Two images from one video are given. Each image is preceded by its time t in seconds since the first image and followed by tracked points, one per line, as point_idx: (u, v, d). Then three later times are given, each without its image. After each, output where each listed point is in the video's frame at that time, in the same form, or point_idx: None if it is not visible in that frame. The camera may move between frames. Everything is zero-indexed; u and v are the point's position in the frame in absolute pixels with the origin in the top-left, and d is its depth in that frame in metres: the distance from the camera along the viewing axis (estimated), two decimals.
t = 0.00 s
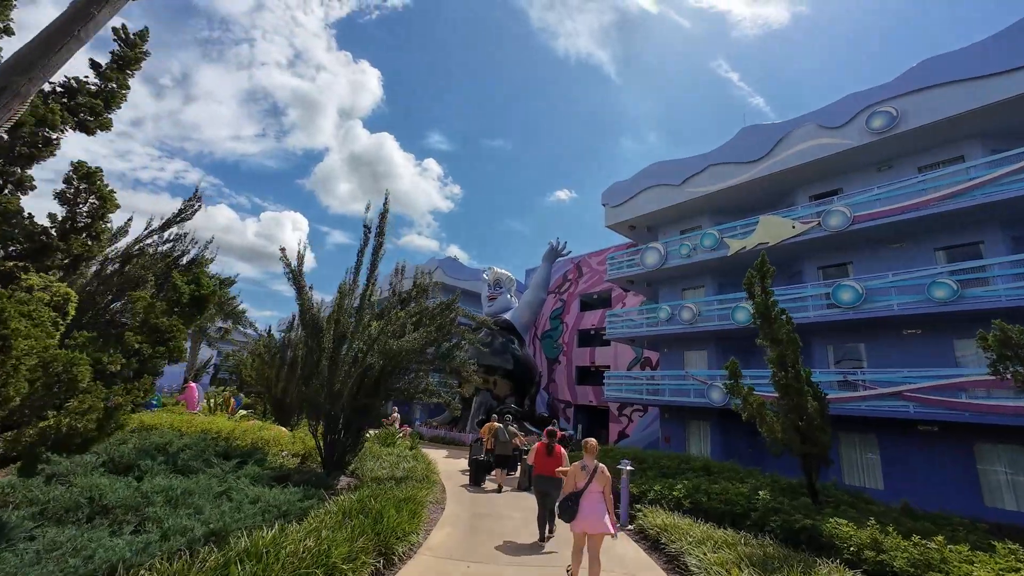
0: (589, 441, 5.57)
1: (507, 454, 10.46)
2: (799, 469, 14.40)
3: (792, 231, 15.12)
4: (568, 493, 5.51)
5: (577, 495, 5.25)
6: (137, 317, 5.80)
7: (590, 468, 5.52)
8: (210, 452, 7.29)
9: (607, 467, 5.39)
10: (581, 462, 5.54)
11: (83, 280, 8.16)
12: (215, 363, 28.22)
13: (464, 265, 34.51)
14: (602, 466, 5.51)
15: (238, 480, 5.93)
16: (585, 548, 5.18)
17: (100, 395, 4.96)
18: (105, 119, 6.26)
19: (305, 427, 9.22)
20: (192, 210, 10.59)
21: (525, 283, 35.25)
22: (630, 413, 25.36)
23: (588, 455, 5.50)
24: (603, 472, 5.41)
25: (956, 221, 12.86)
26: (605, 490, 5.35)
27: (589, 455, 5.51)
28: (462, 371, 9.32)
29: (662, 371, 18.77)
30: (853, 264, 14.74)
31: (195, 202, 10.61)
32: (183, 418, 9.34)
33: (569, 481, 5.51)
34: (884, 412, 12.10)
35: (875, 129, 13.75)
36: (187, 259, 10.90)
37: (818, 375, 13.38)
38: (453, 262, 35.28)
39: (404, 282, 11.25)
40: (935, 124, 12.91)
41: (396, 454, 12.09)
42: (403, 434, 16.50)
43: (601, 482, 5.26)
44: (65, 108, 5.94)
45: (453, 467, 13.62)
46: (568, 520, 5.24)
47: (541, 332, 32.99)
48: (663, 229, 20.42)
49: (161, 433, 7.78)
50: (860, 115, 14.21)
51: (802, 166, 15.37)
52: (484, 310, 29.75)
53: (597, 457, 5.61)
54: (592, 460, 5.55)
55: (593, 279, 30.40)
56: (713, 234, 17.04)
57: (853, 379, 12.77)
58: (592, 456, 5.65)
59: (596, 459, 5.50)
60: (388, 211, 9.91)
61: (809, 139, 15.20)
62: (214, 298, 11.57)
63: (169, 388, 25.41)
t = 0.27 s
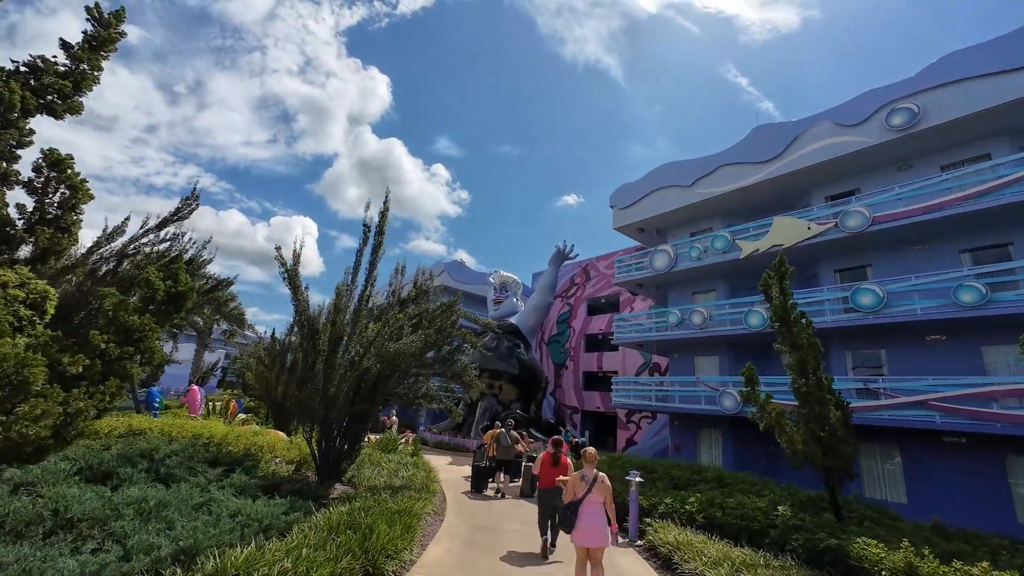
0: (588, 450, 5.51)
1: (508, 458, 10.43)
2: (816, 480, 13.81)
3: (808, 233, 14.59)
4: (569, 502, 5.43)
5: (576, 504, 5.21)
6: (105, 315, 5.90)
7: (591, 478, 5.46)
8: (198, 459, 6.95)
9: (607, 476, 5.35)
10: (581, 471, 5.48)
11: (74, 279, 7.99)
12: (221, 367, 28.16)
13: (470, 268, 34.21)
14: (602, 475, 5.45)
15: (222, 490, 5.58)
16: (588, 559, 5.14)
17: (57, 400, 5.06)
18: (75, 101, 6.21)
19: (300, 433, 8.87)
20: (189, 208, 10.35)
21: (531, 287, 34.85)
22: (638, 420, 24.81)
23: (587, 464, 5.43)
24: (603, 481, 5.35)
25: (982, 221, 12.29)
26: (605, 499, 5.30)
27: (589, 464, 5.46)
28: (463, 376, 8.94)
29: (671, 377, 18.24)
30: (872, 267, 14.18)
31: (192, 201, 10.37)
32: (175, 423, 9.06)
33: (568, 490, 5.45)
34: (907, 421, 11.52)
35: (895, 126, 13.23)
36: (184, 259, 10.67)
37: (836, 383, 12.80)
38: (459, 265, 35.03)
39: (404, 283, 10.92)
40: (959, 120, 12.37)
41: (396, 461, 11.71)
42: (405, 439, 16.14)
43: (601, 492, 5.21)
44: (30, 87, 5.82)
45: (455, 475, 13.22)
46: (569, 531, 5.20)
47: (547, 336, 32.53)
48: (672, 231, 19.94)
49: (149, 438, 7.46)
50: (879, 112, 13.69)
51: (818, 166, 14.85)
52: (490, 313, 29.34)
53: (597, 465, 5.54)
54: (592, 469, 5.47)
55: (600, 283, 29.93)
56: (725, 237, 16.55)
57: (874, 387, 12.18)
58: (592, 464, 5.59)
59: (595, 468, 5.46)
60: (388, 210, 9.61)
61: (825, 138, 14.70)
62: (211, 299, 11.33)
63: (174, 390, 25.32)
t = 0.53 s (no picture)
0: (594, 454, 5.25)
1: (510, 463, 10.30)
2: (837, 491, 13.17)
3: (827, 232, 14.00)
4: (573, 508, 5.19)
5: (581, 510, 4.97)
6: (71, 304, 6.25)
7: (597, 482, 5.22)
8: (186, 461, 6.61)
9: (614, 481, 5.12)
10: (586, 475, 5.23)
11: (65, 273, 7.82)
12: (229, 369, 28.22)
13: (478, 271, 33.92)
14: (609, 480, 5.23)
15: (204, 495, 5.23)
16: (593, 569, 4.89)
17: (8, 394, 5.44)
18: (44, 72, 6.36)
19: (295, 437, 8.51)
20: (189, 204, 10.17)
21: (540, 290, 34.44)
22: (648, 426, 24.18)
23: (593, 469, 5.18)
24: (609, 486, 5.12)
25: (1014, 218, 11.65)
26: (611, 505, 5.07)
27: (595, 468, 5.21)
28: (466, 378, 8.55)
29: (683, 382, 17.67)
30: (895, 267, 13.56)
31: (191, 198, 10.20)
32: (170, 423, 8.80)
33: (573, 494, 5.22)
34: (936, 429, 10.86)
35: (919, 120, 12.67)
36: (184, 256, 10.48)
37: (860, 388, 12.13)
38: (466, 269, 34.77)
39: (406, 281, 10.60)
40: (988, 113, 11.78)
41: (397, 466, 11.34)
42: (409, 444, 15.77)
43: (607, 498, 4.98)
44: None
45: (459, 480, 12.82)
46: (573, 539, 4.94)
47: (555, 340, 32.04)
48: (684, 232, 19.42)
49: (138, 439, 7.17)
50: (901, 106, 13.14)
51: (837, 163, 14.30)
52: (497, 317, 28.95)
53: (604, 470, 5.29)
54: (599, 474, 5.22)
55: (610, 287, 29.42)
56: (739, 237, 16.01)
57: (899, 394, 11.57)
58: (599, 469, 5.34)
59: (601, 473, 5.20)
60: (389, 204, 9.32)
61: (844, 133, 14.16)
62: (211, 298, 11.12)
63: (182, 392, 25.39)
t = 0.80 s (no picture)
0: (604, 464, 4.99)
1: (514, 471, 10.10)
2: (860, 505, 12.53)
3: (847, 234, 13.43)
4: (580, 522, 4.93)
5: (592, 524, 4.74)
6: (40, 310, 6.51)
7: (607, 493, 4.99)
8: (175, 469, 6.34)
9: (624, 493, 4.91)
10: (594, 486, 5.00)
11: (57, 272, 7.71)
12: (239, 373, 28.30)
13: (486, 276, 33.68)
14: (617, 491, 4.99)
15: (186, 506, 4.90)
16: None
17: None
18: (9, 50, 6.65)
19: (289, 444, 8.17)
20: (189, 204, 10.05)
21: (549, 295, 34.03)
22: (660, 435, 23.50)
23: (602, 479, 4.94)
24: (618, 499, 4.90)
25: None
26: (620, 518, 4.86)
27: (604, 479, 4.97)
28: (469, 383, 8.21)
29: (696, 389, 17.09)
30: (920, 270, 12.92)
31: (192, 199, 10.07)
32: (166, 428, 8.59)
33: (581, 506, 4.98)
34: (969, 441, 10.21)
35: (944, 116, 12.11)
36: (184, 256, 10.35)
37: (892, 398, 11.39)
38: (475, 273, 34.53)
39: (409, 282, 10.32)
40: (1020, 107, 11.19)
41: (399, 474, 10.99)
42: (413, 451, 15.43)
43: (617, 511, 4.77)
44: None
45: (463, 489, 12.43)
46: (583, 552, 4.72)
47: (564, 346, 31.53)
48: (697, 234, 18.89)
49: (127, 444, 6.92)
50: (925, 102, 12.59)
51: (857, 161, 13.74)
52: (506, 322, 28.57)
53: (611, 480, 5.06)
54: (607, 485, 4.98)
55: (620, 292, 28.91)
56: (754, 239, 15.48)
57: (928, 404, 10.92)
58: (606, 479, 5.07)
59: (610, 484, 4.96)
60: (390, 203, 9.06)
61: (864, 131, 13.63)
62: (211, 300, 10.95)
63: (192, 396, 25.47)
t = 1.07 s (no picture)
0: (604, 469, 4.94)
1: (518, 478, 9.75)
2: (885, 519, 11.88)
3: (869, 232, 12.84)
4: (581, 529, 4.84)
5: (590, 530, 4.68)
6: None
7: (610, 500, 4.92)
8: (161, 472, 6.06)
9: (624, 500, 4.81)
10: (595, 492, 4.92)
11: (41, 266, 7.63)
12: (246, 377, 28.30)
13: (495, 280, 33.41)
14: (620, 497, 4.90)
15: (157, 515, 4.54)
16: None
17: None
18: None
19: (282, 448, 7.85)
20: (188, 202, 9.91)
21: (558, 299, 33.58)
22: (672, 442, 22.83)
23: (603, 486, 4.83)
24: (619, 506, 4.81)
25: None
26: (622, 526, 4.74)
27: (604, 485, 4.90)
28: (470, 385, 7.86)
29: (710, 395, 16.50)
30: (949, 270, 12.26)
31: (191, 196, 9.90)
32: (161, 429, 8.38)
33: (582, 514, 4.88)
34: (1005, 451, 9.54)
35: (972, 107, 11.54)
36: (183, 255, 10.20)
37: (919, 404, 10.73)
38: (483, 277, 34.26)
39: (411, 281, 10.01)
40: None
41: (400, 479, 10.63)
42: (417, 457, 15.08)
43: (616, 518, 4.68)
44: None
45: (468, 496, 12.02)
46: (582, 559, 4.64)
47: (574, 351, 31.00)
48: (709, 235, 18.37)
49: (113, 445, 6.68)
50: (952, 93, 12.02)
51: (879, 157, 13.17)
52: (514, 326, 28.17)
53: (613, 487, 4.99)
54: (608, 491, 4.90)
55: (630, 296, 28.35)
56: (769, 239, 14.92)
57: (958, 410, 10.30)
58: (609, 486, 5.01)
59: (611, 490, 4.89)
60: (390, 199, 8.80)
61: (885, 125, 13.08)
62: (210, 299, 10.74)
63: (199, 400, 25.51)
